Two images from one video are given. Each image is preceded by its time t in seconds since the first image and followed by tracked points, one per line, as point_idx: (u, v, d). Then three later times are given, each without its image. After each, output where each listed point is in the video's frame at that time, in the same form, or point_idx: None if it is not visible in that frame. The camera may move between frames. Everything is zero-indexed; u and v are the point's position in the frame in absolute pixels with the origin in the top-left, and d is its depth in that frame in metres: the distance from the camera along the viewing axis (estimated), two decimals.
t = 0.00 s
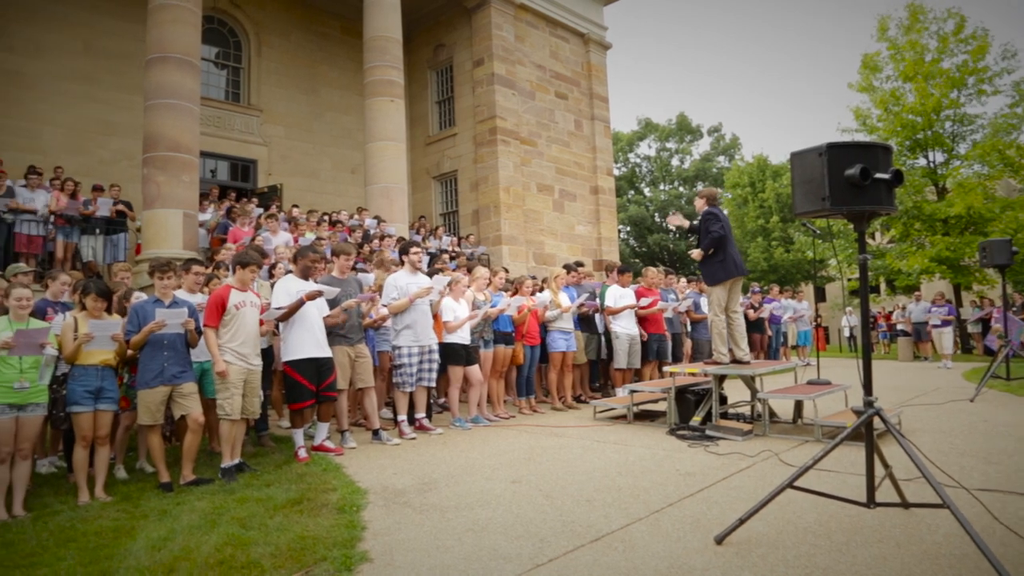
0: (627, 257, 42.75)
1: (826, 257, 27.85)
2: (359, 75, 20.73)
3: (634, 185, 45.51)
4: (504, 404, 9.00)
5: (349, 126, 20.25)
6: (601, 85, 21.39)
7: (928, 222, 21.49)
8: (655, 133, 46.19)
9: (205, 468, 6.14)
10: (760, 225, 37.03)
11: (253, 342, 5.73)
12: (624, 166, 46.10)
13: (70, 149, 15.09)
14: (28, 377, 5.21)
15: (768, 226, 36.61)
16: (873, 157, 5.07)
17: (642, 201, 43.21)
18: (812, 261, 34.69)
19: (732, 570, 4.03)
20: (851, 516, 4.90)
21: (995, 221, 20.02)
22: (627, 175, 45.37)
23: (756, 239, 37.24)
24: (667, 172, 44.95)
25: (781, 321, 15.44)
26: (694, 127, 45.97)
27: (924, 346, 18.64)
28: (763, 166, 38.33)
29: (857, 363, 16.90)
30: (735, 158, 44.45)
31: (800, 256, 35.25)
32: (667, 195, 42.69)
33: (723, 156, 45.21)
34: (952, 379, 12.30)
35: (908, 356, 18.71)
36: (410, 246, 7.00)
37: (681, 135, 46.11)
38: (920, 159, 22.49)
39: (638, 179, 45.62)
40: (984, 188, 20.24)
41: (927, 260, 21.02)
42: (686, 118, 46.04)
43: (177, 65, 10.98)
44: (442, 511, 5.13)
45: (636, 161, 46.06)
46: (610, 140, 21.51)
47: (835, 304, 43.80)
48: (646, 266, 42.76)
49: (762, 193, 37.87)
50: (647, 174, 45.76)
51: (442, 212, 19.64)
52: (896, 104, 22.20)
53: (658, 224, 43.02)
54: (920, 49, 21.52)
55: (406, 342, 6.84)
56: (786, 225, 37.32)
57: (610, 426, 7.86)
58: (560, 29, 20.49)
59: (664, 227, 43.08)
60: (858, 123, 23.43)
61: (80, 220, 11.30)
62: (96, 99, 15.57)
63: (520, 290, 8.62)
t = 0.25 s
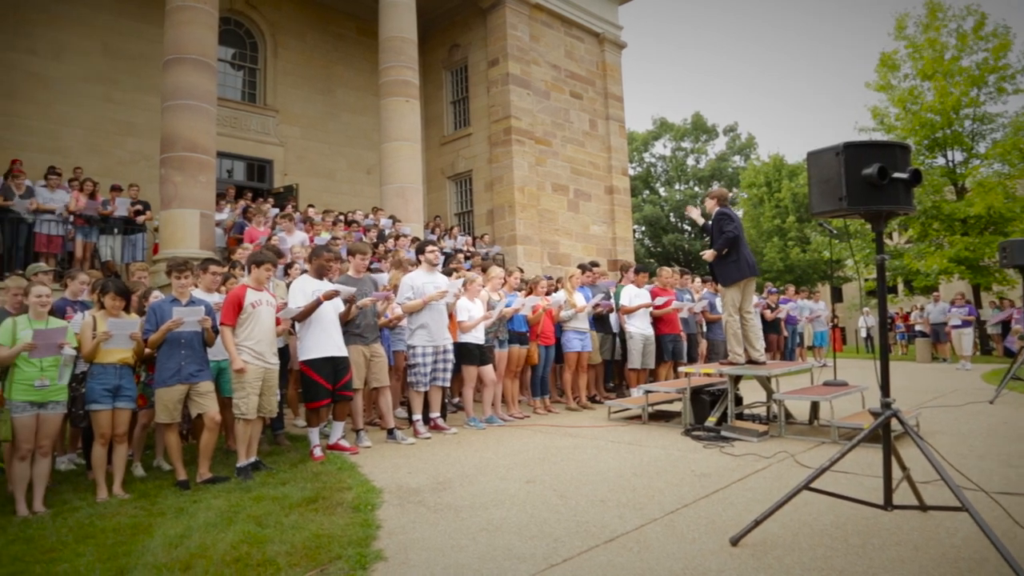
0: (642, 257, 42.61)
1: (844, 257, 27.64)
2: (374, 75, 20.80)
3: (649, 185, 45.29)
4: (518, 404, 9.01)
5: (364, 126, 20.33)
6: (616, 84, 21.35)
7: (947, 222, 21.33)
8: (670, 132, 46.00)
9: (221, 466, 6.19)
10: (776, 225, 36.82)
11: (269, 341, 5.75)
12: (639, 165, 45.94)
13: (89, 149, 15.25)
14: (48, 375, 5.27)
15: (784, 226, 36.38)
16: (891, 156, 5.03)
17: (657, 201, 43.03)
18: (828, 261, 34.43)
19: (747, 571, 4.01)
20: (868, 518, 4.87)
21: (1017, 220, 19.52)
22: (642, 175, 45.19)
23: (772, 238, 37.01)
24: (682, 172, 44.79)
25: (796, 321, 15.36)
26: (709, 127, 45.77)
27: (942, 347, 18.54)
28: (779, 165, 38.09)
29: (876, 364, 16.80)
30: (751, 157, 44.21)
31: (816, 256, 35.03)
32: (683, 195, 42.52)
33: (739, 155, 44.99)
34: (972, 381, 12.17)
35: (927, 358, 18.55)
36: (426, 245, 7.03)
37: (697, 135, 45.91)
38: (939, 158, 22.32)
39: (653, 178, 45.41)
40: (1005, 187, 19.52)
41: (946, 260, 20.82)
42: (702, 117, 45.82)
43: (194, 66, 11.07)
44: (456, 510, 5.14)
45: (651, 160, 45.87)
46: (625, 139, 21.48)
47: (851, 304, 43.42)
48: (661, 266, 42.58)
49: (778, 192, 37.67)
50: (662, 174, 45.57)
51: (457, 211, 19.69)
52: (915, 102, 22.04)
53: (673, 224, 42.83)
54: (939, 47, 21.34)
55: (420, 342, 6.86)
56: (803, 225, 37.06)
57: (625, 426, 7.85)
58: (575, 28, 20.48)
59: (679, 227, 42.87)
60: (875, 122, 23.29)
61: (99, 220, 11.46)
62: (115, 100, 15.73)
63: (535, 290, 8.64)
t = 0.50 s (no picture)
0: (657, 256, 42.46)
1: (861, 258, 27.44)
2: (390, 75, 20.86)
3: (664, 185, 45.10)
4: (532, 403, 9.01)
5: (379, 126, 20.39)
6: (631, 84, 21.31)
7: (966, 222, 21.13)
8: (685, 132, 45.81)
9: (237, 465, 6.24)
10: (792, 225, 36.60)
11: (285, 340, 5.78)
12: (653, 165, 45.79)
13: (107, 150, 15.40)
14: (67, 373, 5.32)
15: (800, 225, 36.14)
16: (909, 155, 4.98)
17: (672, 201, 42.85)
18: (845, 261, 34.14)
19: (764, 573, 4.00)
20: (885, 520, 4.83)
21: None
22: (657, 175, 45.01)
23: (788, 238, 36.77)
24: (697, 172, 44.62)
25: (812, 321, 15.27)
26: (725, 126, 45.56)
27: (961, 348, 18.38)
28: (795, 165, 37.84)
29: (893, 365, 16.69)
30: (767, 157, 43.98)
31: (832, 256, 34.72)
32: (698, 195, 42.34)
33: (754, 155, 44.76)
34: (993, 382, 12.03)
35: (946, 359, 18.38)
36: (442, 245, 7.06)
37: (712, 134, 45.71)
38: (958, 158, 22.12)
39: (668, 178, 45.23)
40: None
41: (965, 261, 20.61)
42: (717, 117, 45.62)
43: (211, 67, 11.15)
44: (470, 510, 5.15)
45: (666, 160, 45.69)
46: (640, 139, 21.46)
47: (868, 305, 43.03)
48: (676, 266, 42.40)
49: (794, 192, 37.44)
50: (677, 173, 45.37)
51: (472, 211, 19.73)
52: (933, 101, 21.84)
53: (688, 224, 42.64)
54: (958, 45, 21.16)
55: (434, 342, 6.89)
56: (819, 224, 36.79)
57: (640, 426, 7.84)
58: (589, 28, 20.46)
59: (694, 227, 42.66)
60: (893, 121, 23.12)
61: (117, 220, 11.65)
62: (133, 101, 15.88)
63: (550, 289, 8.65)
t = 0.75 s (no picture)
0: (671, 256, 42.34)
1: (877, 258, 27.24)
2: (404, 76, 20.92)
3: (678, 184, 44.96)
4: (546, 403, 9.03)
5: (393, 126, 20.45)
6: (645, 83, 21.26)
7: (984, 221, 20.92)
8: (700, 131, 45.65)
9: (252, 464, 6.29)
10: (808, 225, 36.38)
11: (300, 340, 5.81)
12: (668, 165, 45.67)
13: (124, 150, 15.54)
14: (84, 372, 5.38)
15: (816, 225, 35.91)
16: (926, 154, 4.95)
17: (686, 200, 42.70)
18: (862, 261, 33.86)
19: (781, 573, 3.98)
20: (903, 523, 4.79)
21: None
22: (671, 175, 44.90)
23: (803, 238, 36.54)
24: (712, 171, 44.45)
25: (828, 322, 15.18)
26: (740, 126, 45.37)
27: (978, 349, 18.26)
28: (811, 164, 37.61)
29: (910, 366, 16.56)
30: (782, 156, 43.75)
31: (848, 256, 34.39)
32: (713, 194, 42.17)
33: (770, 155, 44.55)
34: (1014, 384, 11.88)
35: (963, 360, 18.21)
36: (456, 245, 7.08)
37: (727, 134, 45.54)
38: (975, 157, 21.92)
39: (682, 178, 45.10)
40: None
41: (983, 261, 20.41)
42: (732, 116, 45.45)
43: (227, 68, 11.22)
44: (483, 509, 5.16)
45: (680, 160, 45.55)
46: (655, 139, 21.42)
47: (884, 305, 42.65)
48: (690, 266, 42.25)
49: (810, 192, 37.22)
50: (691, 173, 45.23)
51: (486, 211, 19.77)
52: (950, 100, 21.66)
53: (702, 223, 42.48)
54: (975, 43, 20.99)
55: (449, 342, 6.94)
56: (835, 224, 36.52)
57: (654, 427, 7.82)
58: (604, 27, 20.43)
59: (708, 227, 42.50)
60: (909, 120, 22.94)
61: (135, 220, 11.70)
62: (150, 102, 16.02)
63: (564, 289, 8.67)
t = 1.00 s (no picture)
0: (685, 256, 42.21)
1: (893, 258, 27.03)
2: (418, 76, 20.96)
3: (692, 184, 44.85)
4: (560, 403, 9.03)
5: (407, 126, 20.49)
6: (659, 83, 21.21)
7: (1002, 221, 20.70)
8: (714, 131, 45.49)
9: (266, 462, 6.33)
10: (823, 225, 36.16)
11: (314, 339, 5.83)
12: (682, 164, 45.55)
13: (140, 150, 15.66)
14: (101, 370, 5.43)
15: (831, 225, 35.68)
16: (943, 154, 4.91)
17: (701, 200, 42.55)
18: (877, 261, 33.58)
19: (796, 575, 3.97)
20: (918, 525, 4.76)
21: None
22: (685, 174, 44.79)
23: (818, 238, 36.31)
24: (726, 171, 44.27)
25: (843, 322, 15.10)
26: (754, 125, 45.17)
27: (996, 350, 18.13)
28: (826, 164, 37.39)
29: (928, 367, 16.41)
30: (797, 156, 43.51)
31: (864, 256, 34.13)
32: (727, 194, 41.94)
33: (784, 154, 44.31)
34: None
35: (981, 361, 18.05)
36: (469, 244, 7.10)
37: (741, 133, 45.34)
38: (993, 156, 21.69)
39: (696, 178, 44.98)
40: None
41: (1000, 261, 20.20)
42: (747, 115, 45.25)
43: (242, 68, 11.29)
44: (497, 509, 5.16)
45: (694, 159, 45.40)
46: (669, 138, 21.37)
47: (900, 306, 42.24)
48: (704, 266, 42.11)
49: (825, 191, 36.99)
50: (705, 173, 45.08)
51: (500, 211, 19.79)
52: (967, 99, 21.46)
53: (716, 223, 42.32)
54: (993, 41, 20.79)
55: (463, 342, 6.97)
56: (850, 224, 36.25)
57: (668, 427, 7.81)
58: (617, 27, 20.40)
59: (722, 227, 42.34)
60: (926, 119, 22.76)
61: (150, 219, 11.87)
62: (165, 102, 16.12)
63: (577, 289, 8.66)
